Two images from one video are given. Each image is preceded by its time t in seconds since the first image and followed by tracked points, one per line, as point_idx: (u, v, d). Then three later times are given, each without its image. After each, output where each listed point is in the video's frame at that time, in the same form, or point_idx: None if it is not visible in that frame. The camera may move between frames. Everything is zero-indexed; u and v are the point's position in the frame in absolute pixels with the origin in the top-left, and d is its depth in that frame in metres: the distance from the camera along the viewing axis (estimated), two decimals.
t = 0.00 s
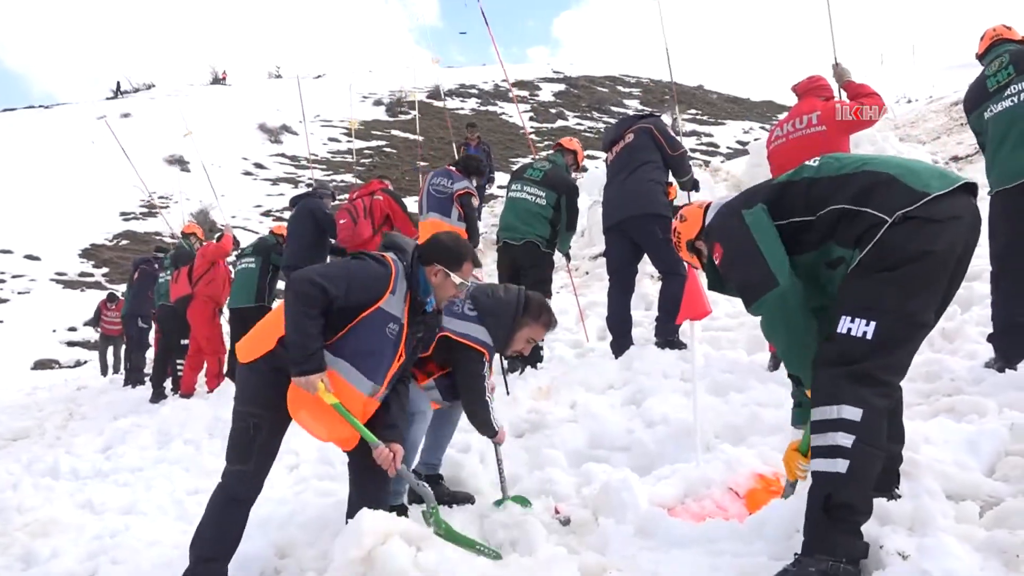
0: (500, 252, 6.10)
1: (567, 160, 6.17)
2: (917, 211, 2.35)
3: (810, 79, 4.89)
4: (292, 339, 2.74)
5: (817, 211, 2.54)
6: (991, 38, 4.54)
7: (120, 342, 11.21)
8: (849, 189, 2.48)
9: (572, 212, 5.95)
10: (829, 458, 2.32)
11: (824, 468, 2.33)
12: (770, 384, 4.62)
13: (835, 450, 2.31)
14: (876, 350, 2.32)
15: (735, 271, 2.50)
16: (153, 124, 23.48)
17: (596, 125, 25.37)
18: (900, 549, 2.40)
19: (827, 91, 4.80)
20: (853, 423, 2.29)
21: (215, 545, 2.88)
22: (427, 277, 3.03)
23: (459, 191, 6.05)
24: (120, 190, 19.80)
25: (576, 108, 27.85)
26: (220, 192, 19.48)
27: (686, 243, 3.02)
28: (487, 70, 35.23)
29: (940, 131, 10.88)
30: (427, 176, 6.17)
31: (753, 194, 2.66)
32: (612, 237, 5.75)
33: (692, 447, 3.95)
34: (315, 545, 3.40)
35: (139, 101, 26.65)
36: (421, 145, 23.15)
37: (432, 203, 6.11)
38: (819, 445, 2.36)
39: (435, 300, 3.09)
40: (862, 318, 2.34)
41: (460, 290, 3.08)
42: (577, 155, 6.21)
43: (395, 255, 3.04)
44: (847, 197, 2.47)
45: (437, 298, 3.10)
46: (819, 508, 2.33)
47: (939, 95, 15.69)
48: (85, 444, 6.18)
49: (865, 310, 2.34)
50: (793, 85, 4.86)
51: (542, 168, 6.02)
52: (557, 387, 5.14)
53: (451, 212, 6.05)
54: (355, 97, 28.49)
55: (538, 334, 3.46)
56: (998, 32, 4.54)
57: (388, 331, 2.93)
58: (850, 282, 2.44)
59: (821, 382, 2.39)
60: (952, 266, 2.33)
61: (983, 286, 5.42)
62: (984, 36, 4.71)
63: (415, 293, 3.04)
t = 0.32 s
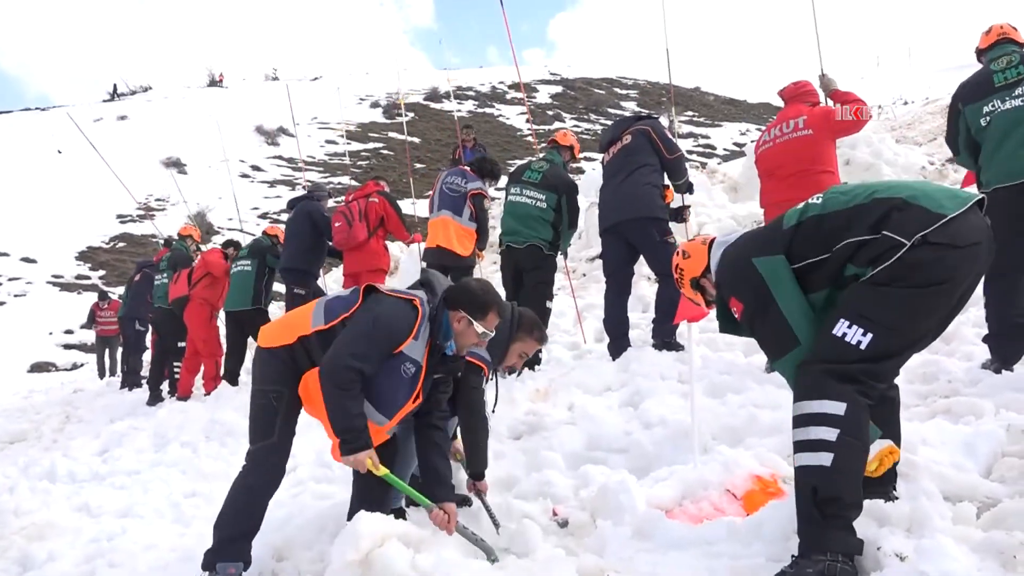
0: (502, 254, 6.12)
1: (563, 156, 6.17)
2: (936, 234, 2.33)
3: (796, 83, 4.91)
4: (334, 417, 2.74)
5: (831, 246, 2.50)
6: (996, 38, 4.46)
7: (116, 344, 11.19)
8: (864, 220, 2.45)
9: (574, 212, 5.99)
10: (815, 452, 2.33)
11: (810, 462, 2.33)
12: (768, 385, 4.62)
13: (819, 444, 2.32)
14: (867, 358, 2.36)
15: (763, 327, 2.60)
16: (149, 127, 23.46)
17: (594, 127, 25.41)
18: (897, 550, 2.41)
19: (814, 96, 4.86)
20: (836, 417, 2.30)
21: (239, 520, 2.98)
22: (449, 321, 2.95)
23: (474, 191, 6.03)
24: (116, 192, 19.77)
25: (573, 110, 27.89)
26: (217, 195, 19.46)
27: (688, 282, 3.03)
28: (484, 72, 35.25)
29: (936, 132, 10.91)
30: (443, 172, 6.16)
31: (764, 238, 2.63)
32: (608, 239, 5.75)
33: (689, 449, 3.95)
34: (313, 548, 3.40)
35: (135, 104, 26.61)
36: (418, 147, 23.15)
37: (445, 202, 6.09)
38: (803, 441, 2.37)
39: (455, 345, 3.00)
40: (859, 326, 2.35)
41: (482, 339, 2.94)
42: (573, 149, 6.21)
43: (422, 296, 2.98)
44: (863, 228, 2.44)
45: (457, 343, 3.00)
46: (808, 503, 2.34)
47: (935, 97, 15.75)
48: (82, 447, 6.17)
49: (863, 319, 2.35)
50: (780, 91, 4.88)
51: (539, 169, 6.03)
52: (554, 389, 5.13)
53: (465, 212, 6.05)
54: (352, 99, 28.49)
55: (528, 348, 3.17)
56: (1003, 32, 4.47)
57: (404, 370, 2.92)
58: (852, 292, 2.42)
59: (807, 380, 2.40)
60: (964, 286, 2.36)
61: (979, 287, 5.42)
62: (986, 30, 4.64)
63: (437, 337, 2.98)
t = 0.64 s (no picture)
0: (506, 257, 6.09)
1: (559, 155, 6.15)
2: (946, 212, 2.32)
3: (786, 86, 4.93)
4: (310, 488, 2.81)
5: (834, 213, 2.49)
6: (979, 38, 4.45)
7: (114, 343, 11.18)
8: (872, 189, 2.43)
9: (575, 211, 6.03)
10: (834, 460, 2.34)
11: (829, 470, 2.34)
12: (767, 384, 4.62)
13: (839, 452, 2.33)
14: (889, 350, 2.34)
15: (758, 277, 2.52)
16: (148, 126, 23.43)
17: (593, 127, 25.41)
18: (896, 549, 2.41)
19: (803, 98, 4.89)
20: (859, 425, 2.31)
21: (220, 550, 2.96)
22: (394, 352, 2.90)
23: (476, 192, 6.06)
24: (116, 191, 19.76)
25: (573, 109, 27.91)
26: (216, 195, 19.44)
27: (674, 230, 2.99)
28: (484, 72, 35.25)
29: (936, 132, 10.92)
30: (443, 170, 6.12)
31: (763, 193, 2.59)
32: (609, 240, 5.75)
33: (688, 448, 3.95)
34: (312, 547, 3.39)
35: (134, 102, 26.61)
36: (418, 146, 23.16)
37: (447, 201, 6.05)
38: (823, 446, 2.38)
39: (404, 373, 2.96)
40: (878, 318, 2.35)
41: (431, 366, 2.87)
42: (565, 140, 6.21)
43: (361, 333, 2.87)
44: (871, 199, 2.42)
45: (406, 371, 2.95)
46: (820, 511, 2.34)
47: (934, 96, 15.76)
48: (80, 446, 6.17)
49: (881, 309, 2.35)
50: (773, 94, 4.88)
51: (539, 170, 6.00)
52: (553, 387, 5.13)
53: (467, 212, 6.07)
54: (352, 98, 28.48)
55: (523, 278, 3.55)
56: (982, 31, 4.46)
57: (361, 409, 2.92)
58: (866, 280, 2.42)
59: (830, 381, 2.39)
60: (974, 264, 2.37)
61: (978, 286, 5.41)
62: (974, 30, 4.52)
63: (383, 370, 2.94)
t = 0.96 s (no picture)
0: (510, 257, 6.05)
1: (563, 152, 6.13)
2: (952, 208, 2.33)
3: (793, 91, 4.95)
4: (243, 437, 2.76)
5: (842, 166, 2.46)
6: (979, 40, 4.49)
7: (110, 341, 11.14)
8: (886, 161, 2.40)
9: (580, 211, 6.06)
10: (839, 464, 2.33)
11: (834, 474, 2.34)
12: (764, 383, 4.63)
13: (843, 456, 2.32)
14: (890, 351, 2.32)
15: (754, 202, 2.42)
16: (143, 123, 23.36)
17: (590, 125, 25.41)
18: (893, 547, 2.41)
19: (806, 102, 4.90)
20: (863, 429, 2.30)
21: (213, 545, 2.95)
22: (376, 305, 2.87)
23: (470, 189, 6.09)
24: (111, 189, 19.71)
25: (570, 108, 27.91)
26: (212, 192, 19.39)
27: (662, 118, 2.80)
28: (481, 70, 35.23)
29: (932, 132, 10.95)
30: (432, 168, 6.09)
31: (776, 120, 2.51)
32: (614, 240, 5.75)
33: (684, 446, 3.96)
34: (309, 544, 3.39)
35: (130, 100, 26.53)
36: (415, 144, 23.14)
37: (439, 199, 6.08)
38: (827, 448, 2.37)
39: (388, 327, 2.93)
40: (882, 318, 2.33)
41: (415, 315, 2.87)
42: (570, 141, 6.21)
43: (335, 291, 2.87)
44: (883, 171, 2.39)
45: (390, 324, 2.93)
46: (823, 513, 2.34)
47: (930, 96, 15.78)
48: (76, 444, 6.15)
49: (884, 308, 2.33)
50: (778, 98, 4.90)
51: (545, 171, 5.99)
52: (550, 385, 5.13)
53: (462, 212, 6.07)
54: (348, 96, 28.45)
55: (513, 235, 3.71)
56: (985, 31, 4.51)
57: (336, 366, 2.90)
58: (868, 274, 2.39)
59: (830, 381, 2.38)
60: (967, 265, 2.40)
61: (974, 285, 5.42)
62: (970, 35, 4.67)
63: (364, 328, 2.91)
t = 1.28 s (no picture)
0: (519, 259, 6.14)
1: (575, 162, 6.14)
2: (937, 208, 2.32)
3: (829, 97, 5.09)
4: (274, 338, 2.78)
5: (835, 156, 2.44)
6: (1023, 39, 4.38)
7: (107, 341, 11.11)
8: (876, 155, 2.38)
9: (590, 214, 6.04)
10: (826, 467, 2.35)
11: (822, 478, 2.35)
12: (761, 383, 4.63)
13: (829, 459, 2.35)
14: (870, 353, 2.33)
15: (746, 188, 2.40)
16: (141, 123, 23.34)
17: (587, 126, 25.42)
18: (889, 547, 2.41)
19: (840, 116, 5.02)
20: (845, 432, 2.32)
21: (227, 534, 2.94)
22: (415, 255, 3.00)
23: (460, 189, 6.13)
24: (108, 189, 19.67)
25: (568, 108, 27.91)
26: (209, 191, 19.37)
27: (648, 96, 2.83)
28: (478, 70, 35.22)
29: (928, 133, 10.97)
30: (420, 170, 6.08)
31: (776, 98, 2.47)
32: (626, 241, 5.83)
33: (682, 446, 3.96)
34: (306, 544, 3.39)
35: (127, 100, 26.50)
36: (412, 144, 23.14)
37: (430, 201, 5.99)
38: (813, 452, 2.39)
39: (428, 278, 3.07)
40: (861, 319, 2.33)
41: (451, 266, 3.02)
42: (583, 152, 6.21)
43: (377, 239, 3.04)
44: (873, 166, 2.38)
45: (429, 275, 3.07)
46: (814, 517, 2.36)
47: (927, 95, 15.80)
48: (73, 445, 6.14)
49: (864, 311, 2.33)
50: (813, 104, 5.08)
51: (556, 176, 5.97)
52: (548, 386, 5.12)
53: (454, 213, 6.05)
54: (346, 96, 28.43)
55: (501, 218, 4.31)
56: None
57: (377, 310, 2.95)
58: (850, 275, 2.39)
59: (811, 384, 2.41)
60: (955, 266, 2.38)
61: (972, 284, 5.42)
62: None
63: (405, 273, 3.03)
